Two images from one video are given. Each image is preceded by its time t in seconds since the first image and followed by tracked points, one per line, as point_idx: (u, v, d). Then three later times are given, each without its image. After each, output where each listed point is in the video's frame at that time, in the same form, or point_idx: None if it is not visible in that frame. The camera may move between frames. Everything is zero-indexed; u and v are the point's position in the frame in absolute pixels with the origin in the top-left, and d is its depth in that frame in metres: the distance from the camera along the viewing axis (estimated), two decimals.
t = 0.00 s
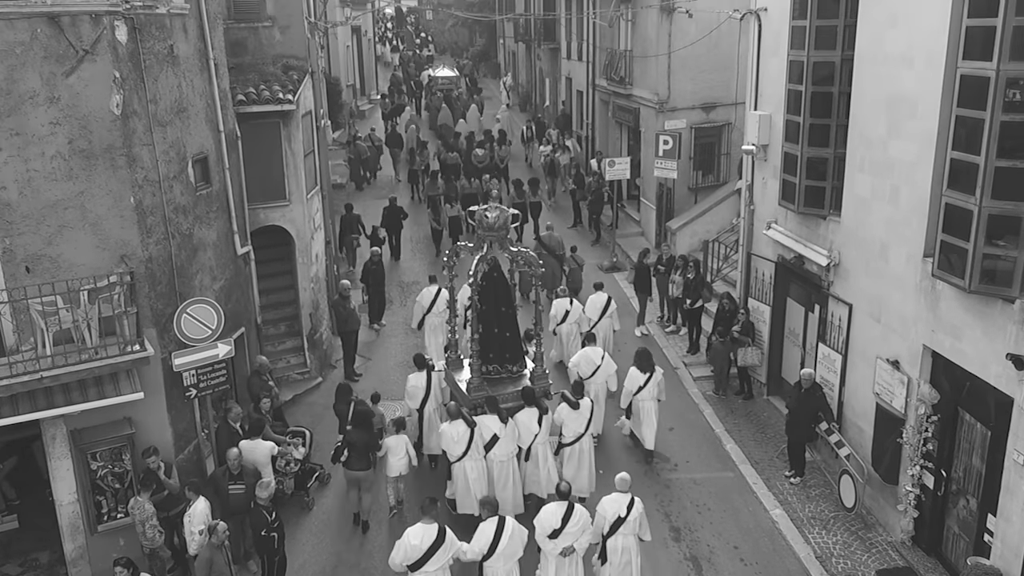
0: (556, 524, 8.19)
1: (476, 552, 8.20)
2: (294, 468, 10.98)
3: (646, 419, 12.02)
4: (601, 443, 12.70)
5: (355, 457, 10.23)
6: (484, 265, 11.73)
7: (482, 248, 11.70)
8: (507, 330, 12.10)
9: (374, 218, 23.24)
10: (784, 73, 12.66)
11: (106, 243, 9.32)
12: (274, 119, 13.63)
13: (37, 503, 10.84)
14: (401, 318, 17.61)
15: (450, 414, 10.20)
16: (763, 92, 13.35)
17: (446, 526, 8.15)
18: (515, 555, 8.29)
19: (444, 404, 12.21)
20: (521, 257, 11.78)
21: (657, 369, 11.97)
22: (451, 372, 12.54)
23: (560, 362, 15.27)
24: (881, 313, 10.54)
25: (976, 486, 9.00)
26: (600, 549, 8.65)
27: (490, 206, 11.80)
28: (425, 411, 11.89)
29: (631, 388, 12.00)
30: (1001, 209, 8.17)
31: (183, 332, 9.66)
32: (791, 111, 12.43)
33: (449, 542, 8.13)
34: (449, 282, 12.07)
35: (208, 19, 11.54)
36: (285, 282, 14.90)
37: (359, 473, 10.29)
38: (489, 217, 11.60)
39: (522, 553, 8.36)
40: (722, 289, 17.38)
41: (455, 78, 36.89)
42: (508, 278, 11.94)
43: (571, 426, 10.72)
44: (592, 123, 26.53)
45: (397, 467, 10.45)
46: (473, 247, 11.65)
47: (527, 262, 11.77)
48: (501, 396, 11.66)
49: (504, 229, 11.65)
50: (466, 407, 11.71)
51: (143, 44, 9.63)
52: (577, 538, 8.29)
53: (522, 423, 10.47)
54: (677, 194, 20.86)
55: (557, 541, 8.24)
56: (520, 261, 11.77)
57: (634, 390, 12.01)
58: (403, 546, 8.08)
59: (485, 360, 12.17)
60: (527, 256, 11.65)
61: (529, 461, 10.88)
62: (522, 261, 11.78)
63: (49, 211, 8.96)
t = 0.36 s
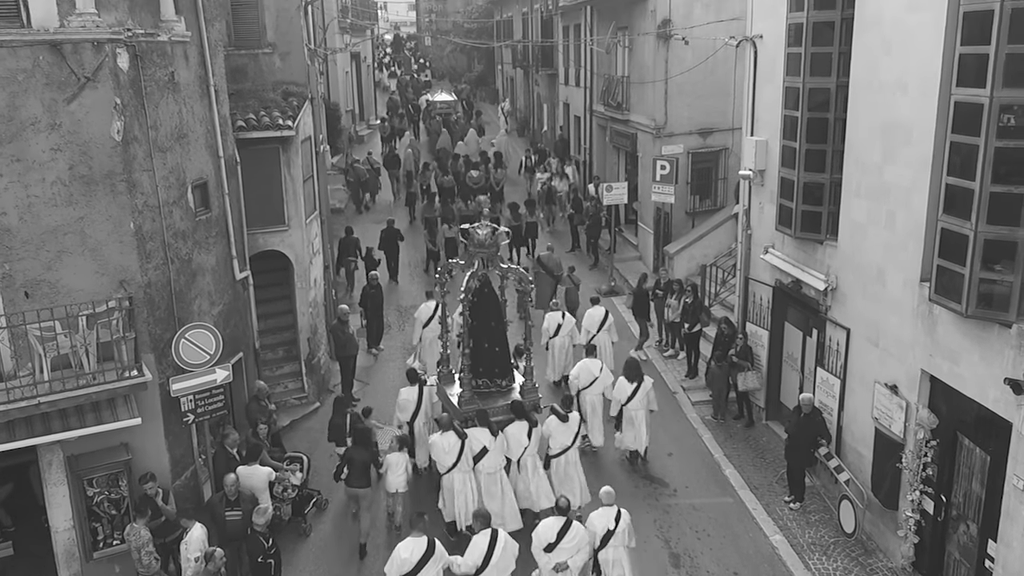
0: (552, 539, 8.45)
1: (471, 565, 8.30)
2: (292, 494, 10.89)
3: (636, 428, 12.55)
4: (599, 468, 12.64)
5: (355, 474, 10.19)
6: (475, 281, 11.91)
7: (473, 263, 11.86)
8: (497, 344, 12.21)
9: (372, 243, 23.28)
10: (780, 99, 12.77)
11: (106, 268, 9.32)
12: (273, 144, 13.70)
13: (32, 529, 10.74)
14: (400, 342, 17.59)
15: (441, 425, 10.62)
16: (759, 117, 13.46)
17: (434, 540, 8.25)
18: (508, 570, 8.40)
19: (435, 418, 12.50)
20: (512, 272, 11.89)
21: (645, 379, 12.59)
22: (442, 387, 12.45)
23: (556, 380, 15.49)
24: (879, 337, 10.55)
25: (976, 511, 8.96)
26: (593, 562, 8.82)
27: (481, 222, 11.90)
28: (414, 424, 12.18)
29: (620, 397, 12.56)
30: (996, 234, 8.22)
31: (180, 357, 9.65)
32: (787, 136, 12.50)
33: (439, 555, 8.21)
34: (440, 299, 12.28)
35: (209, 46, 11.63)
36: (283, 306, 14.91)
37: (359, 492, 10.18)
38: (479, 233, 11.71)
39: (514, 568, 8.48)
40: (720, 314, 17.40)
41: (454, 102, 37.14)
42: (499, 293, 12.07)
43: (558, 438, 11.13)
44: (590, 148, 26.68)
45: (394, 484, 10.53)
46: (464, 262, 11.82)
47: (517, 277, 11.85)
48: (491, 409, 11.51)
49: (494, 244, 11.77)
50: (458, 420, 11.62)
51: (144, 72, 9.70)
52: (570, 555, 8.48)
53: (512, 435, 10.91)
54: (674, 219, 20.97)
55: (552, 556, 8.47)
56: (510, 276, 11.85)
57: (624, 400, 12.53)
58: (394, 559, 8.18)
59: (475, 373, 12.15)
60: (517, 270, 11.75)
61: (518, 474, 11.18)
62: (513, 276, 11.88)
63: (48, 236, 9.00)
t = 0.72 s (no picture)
0: (547, 548, 8.76)
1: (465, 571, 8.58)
2: (290, 519, 10.87)
3: (626, 444, 12.69)
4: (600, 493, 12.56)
5: (354, 485, 10.62)
6: (467, 298, 12.36)
7: (466, 282, 12.34)
8: (490, 360, 12.67)
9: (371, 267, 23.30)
10: (777, 123, 12.86)
11: (105, 292, 9.32)
12: (273, 169, 13.76)
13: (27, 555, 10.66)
14: (399, 366, 17.56)
15: (438, 440, 10.68)
16: (757, 141, 13.54)
17: (421, 546, 8.67)
18: None
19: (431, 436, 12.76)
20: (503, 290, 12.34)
21: (640, 397, 12.74)
22: (438, 403, 12.93)
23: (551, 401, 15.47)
24: (878, 361, 10.55)
25: (978, 536, 8.91)
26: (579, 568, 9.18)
27: (473, 242, 12.41)
28: (412, 440, 12.43)
29: (615, 414, 12.69)
30: (994, 257, 8.24)
31: (178, 381, 9.57)
32: (785, 160, 12.58)
33: (424, 561, 8.62)
34: (435, 317, 12.86)
35: (210, 72, 11.73)
36: (282, 330, 14.88)
37: (359, 502, 10.61)
38: (471, 253, 12.16)
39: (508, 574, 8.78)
40: (719, 337, 17.43)
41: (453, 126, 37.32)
42: (492, 310, 12.54)
43: (551, 453, 11.20)
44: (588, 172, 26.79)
45: (393, 497, 10.67)
46: (457, 280, 12.27)
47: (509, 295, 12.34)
48: (486, 425, 12.22)
49: (486, 262, 12.21)
50: (453, 434, 12.26)
51: (145, 97, 9.77)
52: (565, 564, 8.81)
53: (507, 448, 11.11)
54: (673, 243, 21.03)
55: (548, 565, 8.79)
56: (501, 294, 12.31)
57: (618, 416, 12.69)
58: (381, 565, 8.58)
59: (469, 390, 12.68)
60: (507, 287, 12.21)
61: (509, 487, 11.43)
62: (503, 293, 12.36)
63: (48, 260, 9.02)
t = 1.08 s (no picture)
0: (546, 560, 8.93)
1: None
2: (287, 545, 10.54)
3: (624, 452, 13.17)
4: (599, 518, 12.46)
5: (355, 500, 10.90)
6: (468, 313, 12.40)
7: (467, 297, 12.39)
8: (488, 374, 12.75)
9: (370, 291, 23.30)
10: (774, 148, 12.93)
11: (103, 316, 9.32)
12: (273, 194, 13.82)
13: None
14: (397, 390, 17.51)
15: (436, 452, 10.85)
16: (754, 166, 13.60)
17: (420, 562, 8.59)
18: None
19: (429, 449, 12.89)
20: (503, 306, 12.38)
21: (635, 407, 13.23)
22: (437, 417, 13.08)
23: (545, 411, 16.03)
24: (878, 385, 10.53)
25: (980, 561, 8.85)
26: None
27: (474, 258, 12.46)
28: (410, 453, 12.55)
29: (611, 422, 13.16)
30: (991, 281, 8.26)
31: (176, 407, 9.53)
32: (782, 185, 12.64)
33: None
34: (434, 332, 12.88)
35: (210, 97, 11.81)
36: (280, 355, 14.86)
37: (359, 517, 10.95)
38: (473, 268, 12.20)
39: None
40: (718, 361, 17.42)
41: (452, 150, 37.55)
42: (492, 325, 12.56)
43: (548, 464, 11.38)
44: (587, 196, 26.90)
45: (394, 514, 10.75)
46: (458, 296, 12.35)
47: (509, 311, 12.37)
48: (485, 437, 12.31)
49: (487, 278, 12.28)
50: (453, 446, 12.21)
51: (146, 122, 9.82)
52: None
53: (504, 461, 11.23)
54: (671, 267, 21.07)
55: None
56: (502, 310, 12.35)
57: (614, 425, 13.15)
58: None
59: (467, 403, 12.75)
60: (508, 303, 12.24)
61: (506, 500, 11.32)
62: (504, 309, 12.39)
63: (48, 284, 9.03)
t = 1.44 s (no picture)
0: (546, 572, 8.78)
1: None
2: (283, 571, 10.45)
3: (619, 469, 13.27)
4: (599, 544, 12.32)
5: (351, 510, 10.87)
6: (462, 332, 12.73)
7: (461, 317, 12.75)
8: (483, 393, 12.93)
9: (367, 315, 23.26)
10: (770, 173, 13.00)
11: (100, 340, 9.29)
12: (271, 218, 13.86)
13: None
14: (395, 415, 17.42)
15: (432, 468, 10.99)
16: (751, 191, 13.65)
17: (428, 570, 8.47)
18: None
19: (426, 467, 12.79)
20: (496, 325, 12.68)
21: (629, 424, 13.26)
22: (434, 435, 13.23)
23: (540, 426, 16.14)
24: (877, 410, 10.50)
25: None
26: None
27: (468, 280, 12.84)
28: (406, 471, 12.45)
29: (606, 441, 13.19)
30: (989, 305, 8.27)
31: (172, 431, 9.49)
32: (779, 209, 12.68)
33: None
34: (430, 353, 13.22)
35: (210, 121, 11.86)
36: (277, 379, 14.80)
37: (355, 527, 10.89)
38: (466, 289, 12.58)
39: None
40: (717, 385, 17.40)
41: (450, 174, 37.70)
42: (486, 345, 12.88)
43: (542, 481, 11.66)
44: (584, 221, 26.97)
45: (395, 528, 10.75)
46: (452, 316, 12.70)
47: (501, 330, 12.67)
48: (480, 454, 12.44)
49: (480, 299, 12.61)
50: (448, 463, 12.39)
51: (145, 147, 9.87)
52: None
53: (499, 477, 11.33)
54: (670, 291, 21.07)
55: None
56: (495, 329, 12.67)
57: (608, 443, 13.20)
58: None
59: (463, 421, 12.88)
60: (501, 323, 12.57)
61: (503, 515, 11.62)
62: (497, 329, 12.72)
63: (45, 308, 9.01)
